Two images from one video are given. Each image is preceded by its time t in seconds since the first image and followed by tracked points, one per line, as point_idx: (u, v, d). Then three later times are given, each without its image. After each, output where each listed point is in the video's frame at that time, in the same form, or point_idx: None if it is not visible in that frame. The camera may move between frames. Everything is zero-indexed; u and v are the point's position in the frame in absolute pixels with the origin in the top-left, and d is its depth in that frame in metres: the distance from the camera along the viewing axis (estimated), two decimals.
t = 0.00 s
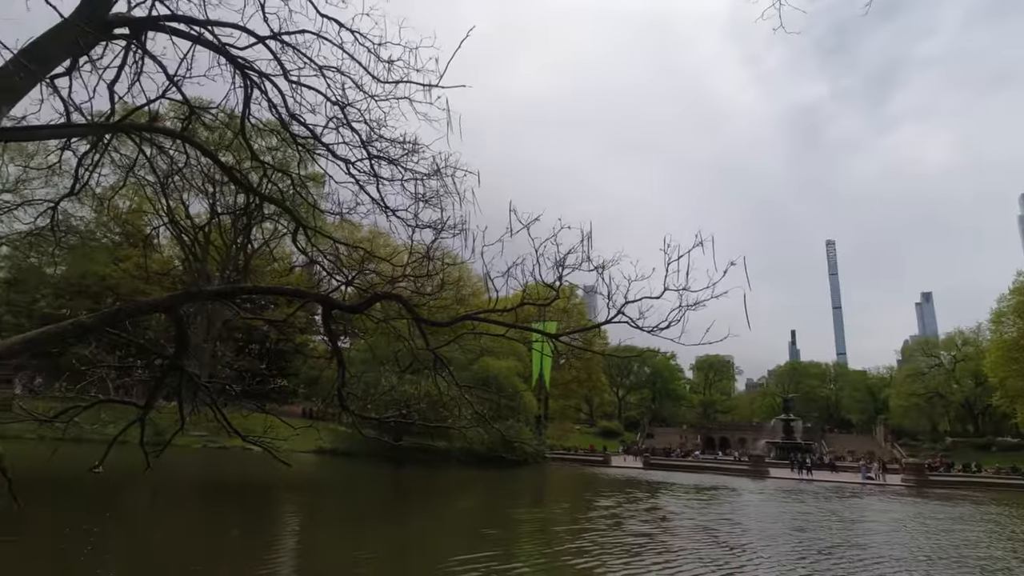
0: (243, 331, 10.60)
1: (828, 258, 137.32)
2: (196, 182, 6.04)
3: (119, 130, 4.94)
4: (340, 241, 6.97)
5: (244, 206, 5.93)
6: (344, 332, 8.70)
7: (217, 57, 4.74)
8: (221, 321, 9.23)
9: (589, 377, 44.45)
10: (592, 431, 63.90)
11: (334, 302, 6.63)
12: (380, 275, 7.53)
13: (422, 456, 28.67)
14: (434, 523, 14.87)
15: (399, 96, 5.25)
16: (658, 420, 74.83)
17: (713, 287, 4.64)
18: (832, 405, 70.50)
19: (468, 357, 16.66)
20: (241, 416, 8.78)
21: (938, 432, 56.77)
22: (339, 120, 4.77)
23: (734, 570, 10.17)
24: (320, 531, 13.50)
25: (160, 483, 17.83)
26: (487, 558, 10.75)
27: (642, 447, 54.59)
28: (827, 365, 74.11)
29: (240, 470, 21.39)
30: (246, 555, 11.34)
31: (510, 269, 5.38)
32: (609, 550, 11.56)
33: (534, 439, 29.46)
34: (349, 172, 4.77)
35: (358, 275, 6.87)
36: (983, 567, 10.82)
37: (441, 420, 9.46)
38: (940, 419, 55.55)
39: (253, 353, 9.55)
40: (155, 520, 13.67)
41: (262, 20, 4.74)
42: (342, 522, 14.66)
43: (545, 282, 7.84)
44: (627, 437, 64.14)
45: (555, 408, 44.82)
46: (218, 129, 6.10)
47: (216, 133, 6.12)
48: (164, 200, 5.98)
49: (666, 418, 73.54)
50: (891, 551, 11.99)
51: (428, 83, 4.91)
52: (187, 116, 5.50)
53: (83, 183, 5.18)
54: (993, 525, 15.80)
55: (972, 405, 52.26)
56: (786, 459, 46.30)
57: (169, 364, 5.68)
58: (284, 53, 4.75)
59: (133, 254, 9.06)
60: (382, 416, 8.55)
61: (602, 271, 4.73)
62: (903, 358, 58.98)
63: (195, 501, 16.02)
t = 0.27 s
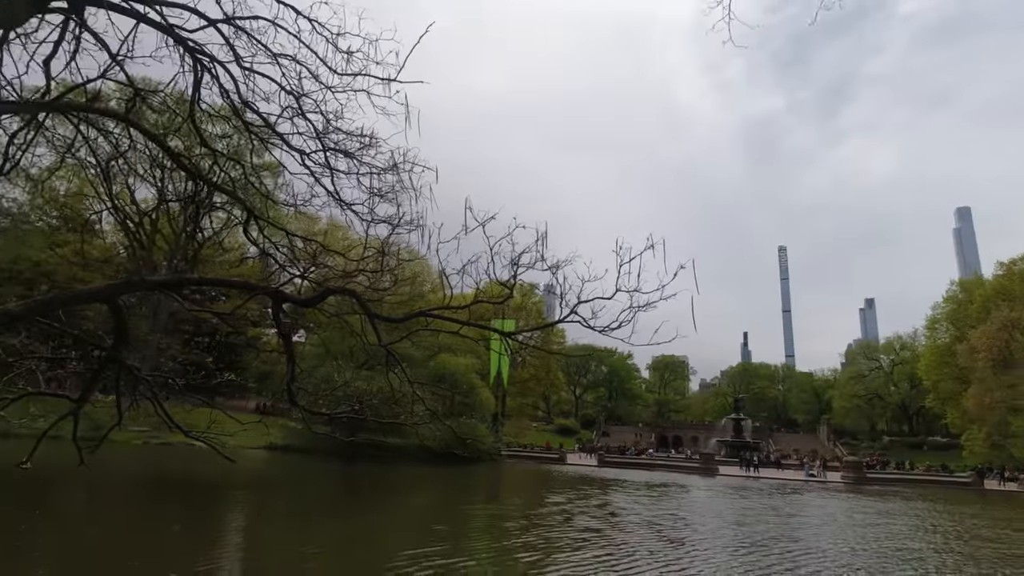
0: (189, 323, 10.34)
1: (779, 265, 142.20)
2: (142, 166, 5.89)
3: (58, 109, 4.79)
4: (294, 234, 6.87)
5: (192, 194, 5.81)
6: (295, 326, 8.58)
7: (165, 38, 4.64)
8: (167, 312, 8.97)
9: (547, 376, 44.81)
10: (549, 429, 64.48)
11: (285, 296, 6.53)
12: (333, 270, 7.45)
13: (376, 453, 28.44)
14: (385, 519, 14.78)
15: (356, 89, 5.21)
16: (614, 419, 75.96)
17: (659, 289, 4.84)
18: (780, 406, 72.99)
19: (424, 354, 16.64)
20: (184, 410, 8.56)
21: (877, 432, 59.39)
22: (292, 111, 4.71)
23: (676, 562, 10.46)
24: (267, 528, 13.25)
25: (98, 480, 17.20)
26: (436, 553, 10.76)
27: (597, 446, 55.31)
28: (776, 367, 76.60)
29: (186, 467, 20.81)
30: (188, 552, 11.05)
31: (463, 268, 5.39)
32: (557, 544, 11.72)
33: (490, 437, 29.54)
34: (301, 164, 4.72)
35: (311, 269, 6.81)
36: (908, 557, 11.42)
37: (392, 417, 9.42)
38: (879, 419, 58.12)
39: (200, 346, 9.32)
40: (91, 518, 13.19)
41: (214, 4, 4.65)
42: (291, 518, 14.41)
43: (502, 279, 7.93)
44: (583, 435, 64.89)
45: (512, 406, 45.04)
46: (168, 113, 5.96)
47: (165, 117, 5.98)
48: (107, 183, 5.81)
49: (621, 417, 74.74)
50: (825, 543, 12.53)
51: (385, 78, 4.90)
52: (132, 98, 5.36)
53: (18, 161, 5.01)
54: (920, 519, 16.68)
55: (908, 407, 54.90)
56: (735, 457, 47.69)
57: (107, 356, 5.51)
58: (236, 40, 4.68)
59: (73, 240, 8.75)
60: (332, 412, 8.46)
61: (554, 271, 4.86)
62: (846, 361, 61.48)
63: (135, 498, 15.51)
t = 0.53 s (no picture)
0: (143, 317, 10.05)
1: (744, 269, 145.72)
2: (94, 150, 5.66)
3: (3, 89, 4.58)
4: (255, 225, 6.69)
5: (148, 181, 5.62)
6: (253, 320, 8.40)
7: (120, 20, 4.47)
8: (121, 303, 8.70)
9: (514, 373, 44.92)
10: (515, 426, 64.65)
11: (242, 290, 6.37)
12: (293, 264, 7.28)
13: (339, 449, 28.10)
14: (344, 515, 14.58)
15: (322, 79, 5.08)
16: (579, 417, 76.63)
17: (624, 291, 4.87)
18: (740, 405, 74.63)
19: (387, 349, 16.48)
20: (135, 406, 8.31)
21: (831, 431, 61.24)
22: (254, 100, 4.59)
23: (632, 557, 10.61)
24: (223, 525, 12.97)
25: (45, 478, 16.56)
26: (395, 548, 10.66)
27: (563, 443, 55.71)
28: (737, 367, 78.29)
29: (139, 464, 20.20)
30: (138, 549, 10.77)
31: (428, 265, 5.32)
32: (517, 540, 11.74)
33: (455, 434, 29.49)
34: (263, 155, 4.61)
35: (273, 262, 6.65)
36: (854, 551, 11.82)
37: (351, 412, 9.31)
38: (834, 418, 59.96)
39: (154, 340, 9.07)
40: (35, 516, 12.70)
41: None
42: (248, 515, 14.15)
43: (470, 276, 7.89)
44: (548, 433, 65.27)
45: (478, 404, 45.05)
46: (124, 97, 5.75)
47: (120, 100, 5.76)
48: (57, 167, 5.58)
49: (587, 415, 75.38)
50: (778, 538, 12.86)
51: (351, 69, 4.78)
52: (84, 80, 5.14)
53: None
54: (868, 514, 17.27)
55: (861, 406, 56.78)
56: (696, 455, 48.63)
57: (51, 348, 5.31)
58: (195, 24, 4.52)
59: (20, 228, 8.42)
60: (290, 408, 8.31)
61: (520, 271, 4.84)
62: (804, 362, 63.23)
63: (84, 497, 14.99)
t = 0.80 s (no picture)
0: (99, 310, 9.73)
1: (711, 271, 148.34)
2: (48, 135, 5.45)
3: None
4: (217, 218, 6.51)
5: (105, 170, 5.43)
6: (215, 315, 8.20)
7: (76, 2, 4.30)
8: (75, 296, 8.40)
9: (483, 372, 44.89)
10: (483, 424, 64.59)
11: (203, 285, 6.21)
12: (258, 259, 7.11)
13: (303, 447, 27.68)
14: (307, 513, 14.39)
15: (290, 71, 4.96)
16: (547, 415, 76.99)
17: (591, 291, 4.92)
18: (705, 404, 75.97)
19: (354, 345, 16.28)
20: (88, 402, 8.03)
21: (792, 430, 62.74)
22: (217, 91, 4.46)
23: (593, 553, 10.71)
24: (180, 524, 12.67)
25: None
26: (358, 546, 10.56)
27: (531, 441, 55.88)
28: (703, 367, 79.61)
29: (94, 463, 19.58)
30: (90, 550, 10.44)
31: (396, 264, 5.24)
32: (481, 537, 11.75)
33: (422, 432, 29.33)
34: (226, 147, 4.49)
35: (236, 256, 6.50)
36: (807, 545, 12.14)
37: (315, 410, 9.17)
38: (795, 418, 61.46)
39: (110, 334, 8.79)
40: None
41: None
42: (208, 514, 13.84)
43: (439, 274, 7.87)
44: (517, 431, 65.38)
45: (447, 401, 44.91)
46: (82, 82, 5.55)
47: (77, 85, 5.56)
48: (7, 152, 5.35)
49: (555, 414, 75.79)
50: (736, 533, 13.13)
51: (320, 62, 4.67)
52: (38, 62, 4.94)
53: None
54: (823, 511, 17.76)
55: (820, 406, 58.33)
56: (662, 453, 49.31)
57: None
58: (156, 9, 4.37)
59: None
60: (252, 405, 8.14)
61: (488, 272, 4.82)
62: (767, 363, 64.65)
63: (33, 496, 14.45)
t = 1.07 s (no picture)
0: (52, 303, 9.38)
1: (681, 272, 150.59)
2: None
3: None
4: (179, 209, 6.32)
5: (59, 156, 5.22)
6: (175, 309, 7.96)
7: None
8: (26, 288, 8.08)
9: (452, 369, 44.72)
10: (452, 422, 64.35)
11: (162, 278, 6.02)
12: (221, 252, 6.93)
13: (267, 444, 27.19)
14: (270, 511, 14.14)
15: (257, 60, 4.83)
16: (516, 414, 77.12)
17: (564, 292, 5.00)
18: (672, 403, 77.03)
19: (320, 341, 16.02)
20: (38, 398, 7.73)
21: (756, 429, 64.06)
22: (180, 77, 4.32)
23: (556, 549, 10.75)
24: (136, 523, 12.32)
25: None
26: (321, 544, 10.42)
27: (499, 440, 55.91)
28: (671, 367, 80.73)
29: (45, 461, 18.91)
30: (39, 551, 10.08)
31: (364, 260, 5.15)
32: (446, 534, 11.70)
33: (389, 429, 29.09)
34: (188, 136, 4.35)
35: (199, 249, 6.33)
36: (764, 541, 12.41)
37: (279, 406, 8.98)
38: (758, 417, 62.76)
39: (63, 328, 8.47)
40: None
41: None
42: (165, 512, 13.49)
43: (409, 270, 7.84)
44: (486, 429, 65.32)
45: (415, 399, 44.64)
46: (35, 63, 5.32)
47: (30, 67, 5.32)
48: None
49: (524, 412, 75.96)
50: (696, 529, 13.35)
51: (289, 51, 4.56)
52: None
53: None
54: (781, 507, 18.17)
55: (783, 406, 59.69)
56: (629, 452, 49.85)
57: None
58: None
59: None
60: (213, 402, 7.93)
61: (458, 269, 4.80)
62: (732, 363, 65.86)
63: None
